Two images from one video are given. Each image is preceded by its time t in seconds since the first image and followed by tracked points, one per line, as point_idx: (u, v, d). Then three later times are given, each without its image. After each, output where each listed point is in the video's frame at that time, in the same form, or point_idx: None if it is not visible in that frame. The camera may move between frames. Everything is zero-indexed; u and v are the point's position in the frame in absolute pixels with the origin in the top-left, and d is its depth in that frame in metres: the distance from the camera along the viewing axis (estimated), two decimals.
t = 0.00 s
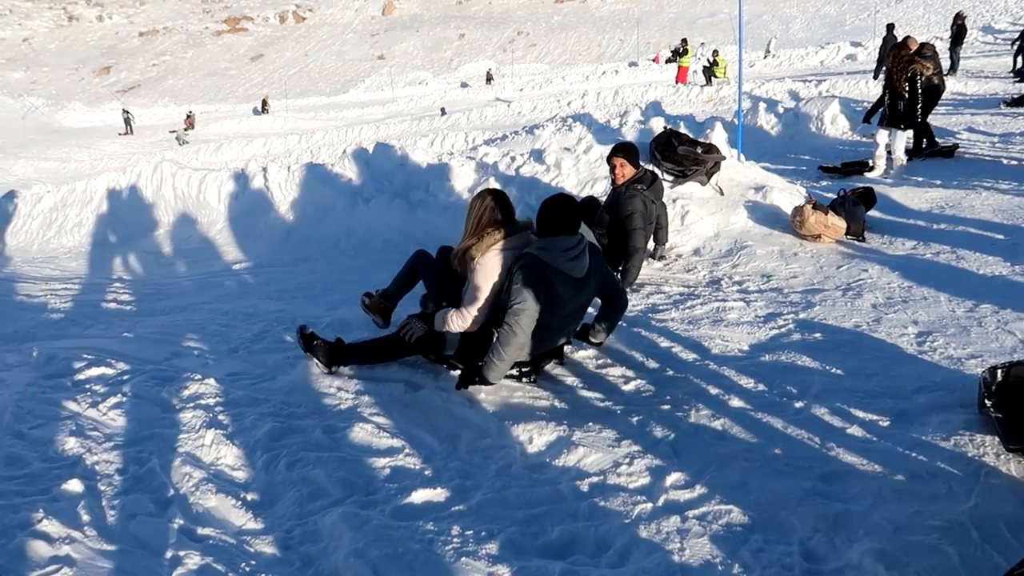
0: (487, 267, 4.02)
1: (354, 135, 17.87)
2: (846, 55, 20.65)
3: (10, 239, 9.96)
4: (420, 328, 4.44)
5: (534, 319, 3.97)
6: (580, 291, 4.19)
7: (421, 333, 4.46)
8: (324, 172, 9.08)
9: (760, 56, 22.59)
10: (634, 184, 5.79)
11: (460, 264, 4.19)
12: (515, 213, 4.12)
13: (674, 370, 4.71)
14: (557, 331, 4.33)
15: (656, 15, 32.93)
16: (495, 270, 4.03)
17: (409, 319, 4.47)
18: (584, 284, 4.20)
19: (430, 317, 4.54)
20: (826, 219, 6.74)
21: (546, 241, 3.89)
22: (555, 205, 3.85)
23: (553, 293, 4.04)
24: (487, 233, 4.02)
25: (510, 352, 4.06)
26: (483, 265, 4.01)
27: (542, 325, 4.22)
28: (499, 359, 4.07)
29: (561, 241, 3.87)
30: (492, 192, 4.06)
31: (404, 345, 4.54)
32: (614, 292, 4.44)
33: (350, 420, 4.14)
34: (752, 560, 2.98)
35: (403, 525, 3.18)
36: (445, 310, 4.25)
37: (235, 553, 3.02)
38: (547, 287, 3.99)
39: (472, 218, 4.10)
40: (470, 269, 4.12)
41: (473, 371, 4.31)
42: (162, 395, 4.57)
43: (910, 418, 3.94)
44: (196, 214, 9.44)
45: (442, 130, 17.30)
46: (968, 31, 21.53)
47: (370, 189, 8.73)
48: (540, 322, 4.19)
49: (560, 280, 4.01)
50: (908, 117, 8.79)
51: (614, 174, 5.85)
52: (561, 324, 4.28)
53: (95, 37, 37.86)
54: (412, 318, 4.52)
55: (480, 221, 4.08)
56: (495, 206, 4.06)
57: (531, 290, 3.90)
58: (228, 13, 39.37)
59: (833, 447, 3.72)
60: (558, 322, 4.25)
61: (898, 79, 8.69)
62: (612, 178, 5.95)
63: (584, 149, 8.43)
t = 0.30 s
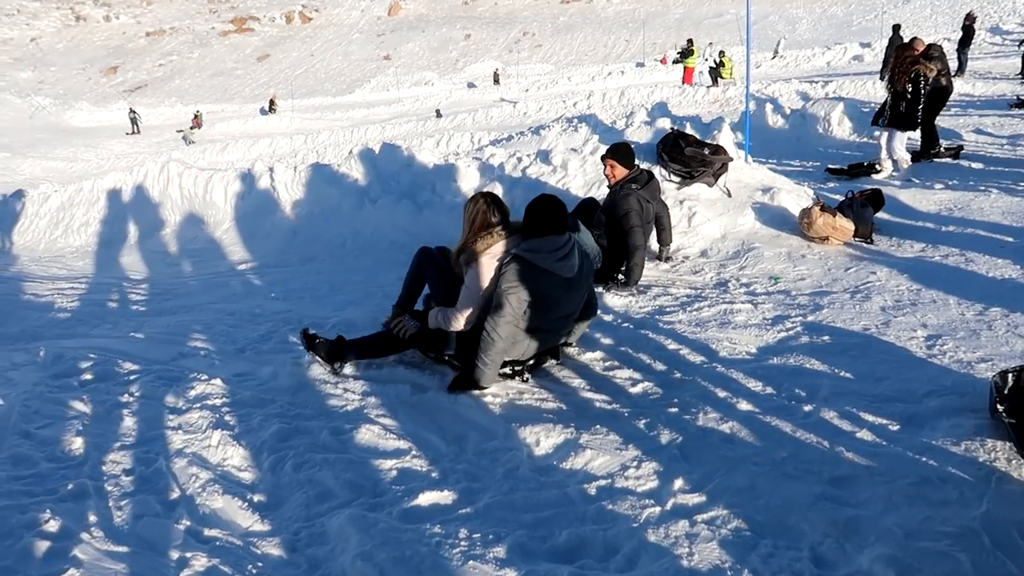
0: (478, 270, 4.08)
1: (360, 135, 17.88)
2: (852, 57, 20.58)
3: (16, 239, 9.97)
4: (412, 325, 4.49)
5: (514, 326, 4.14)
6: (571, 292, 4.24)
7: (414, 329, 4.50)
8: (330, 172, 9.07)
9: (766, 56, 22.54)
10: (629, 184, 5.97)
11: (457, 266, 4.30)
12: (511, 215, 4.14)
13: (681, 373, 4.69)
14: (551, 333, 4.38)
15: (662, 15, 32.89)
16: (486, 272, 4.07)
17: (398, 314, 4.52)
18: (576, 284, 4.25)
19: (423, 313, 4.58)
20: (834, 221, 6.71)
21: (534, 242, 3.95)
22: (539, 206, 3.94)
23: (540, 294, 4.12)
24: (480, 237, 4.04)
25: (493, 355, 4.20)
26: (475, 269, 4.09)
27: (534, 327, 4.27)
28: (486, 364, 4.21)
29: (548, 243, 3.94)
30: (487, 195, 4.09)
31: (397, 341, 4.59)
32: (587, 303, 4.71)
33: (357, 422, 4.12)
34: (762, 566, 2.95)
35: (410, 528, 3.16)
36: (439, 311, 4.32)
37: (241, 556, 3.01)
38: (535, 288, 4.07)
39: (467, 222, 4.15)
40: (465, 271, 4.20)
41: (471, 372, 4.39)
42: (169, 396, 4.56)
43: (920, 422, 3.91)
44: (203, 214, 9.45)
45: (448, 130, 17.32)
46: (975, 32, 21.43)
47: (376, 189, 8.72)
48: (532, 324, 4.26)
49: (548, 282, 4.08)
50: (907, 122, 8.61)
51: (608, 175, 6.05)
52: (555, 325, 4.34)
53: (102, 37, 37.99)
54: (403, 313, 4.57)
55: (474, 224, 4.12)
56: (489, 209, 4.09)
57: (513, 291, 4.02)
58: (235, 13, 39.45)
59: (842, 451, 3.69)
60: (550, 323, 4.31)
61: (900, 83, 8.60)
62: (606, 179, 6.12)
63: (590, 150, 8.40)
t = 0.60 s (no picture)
0: (481, 265, 4.09)
1: (369, 135, 17.88)
2: (863, 58, 20.48)
3: (27, 237, 10.01)
4: (413, 311, 4.51)
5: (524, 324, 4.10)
6: (570, 291, 4.25)
7: (415, 315, 4.53)
8: (341, 173, 9.07)
9: (777, 58, 22.46)
10: (628, 188, 5.87)
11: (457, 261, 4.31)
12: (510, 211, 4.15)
13: (695, 377, 4.65)
14: (550, 331, 4.40)
15: (672, 16, 32.82)
16: (490, 267, 4.08)
17: (403, 300, 4.54)
18: (576, 283, 4.26)
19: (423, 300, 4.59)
20: (847, 224, 6.67)
21: (535, 241, 3.96)
22: (539, 204, 3.95)
23: (543, 292, 4.12)
24: (482, 233, 4.05)
25: (508, 355, 4.17)
26: (477, 264, 4.09)
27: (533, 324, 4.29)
28: (503, 366, 4.19)
29: (550, 242, 3.96)
30: (488, 190, 4.06)
31: (398, 328, 4.60)
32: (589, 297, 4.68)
33: (369, 424, 4.10)
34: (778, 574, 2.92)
35: (422, 532, 3.14)
36: (440, 300, 4.40)
37: (254, 559, 3.00)
38: (536, 288, 4.07)
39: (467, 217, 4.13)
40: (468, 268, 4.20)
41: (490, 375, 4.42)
42: (180, 397, 4.55)
43: (936, 429, 3.87)
44: (214, 213, 9.46)
45: (457, 131, 17.33)
46: (987, 35, 21.30)
47: (386, 190, 8.71)
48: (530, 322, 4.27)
49: (550, 280, 4.09)
50: (908, 122, 8.58)
51: (606, 178, 5.98)
52: (552, 324, 4.37)
53: (113, 36, 38.19)
54: (405, 300, 4.58)
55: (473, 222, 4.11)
56: (489, 205, 4.08)
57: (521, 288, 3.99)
58: (245, 13, 39.57)
59: (859, 459, 3.65)
60: (548, 322, 4.33)
61: (907, 85, 8.64)
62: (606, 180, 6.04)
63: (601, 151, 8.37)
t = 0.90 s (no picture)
0: (488, 262, 4.16)
1: (382, 136, 17.91)
2: (879, 58, 20.32)
3: (44, 236, 10.09)
4: (419, 295, 4.45)
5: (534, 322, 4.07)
6: (574, 293, 4.23)
7: (421, 301, 4.48)
8: (355, 173, 9.08)
9: (791, 58, 22.32)
10: (635, 191, 5.88)
11: (462, 258, 4.36)
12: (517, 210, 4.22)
13: (711, 381, 4.61)
14: (551, 331, 4.40)
15: (685, 16, 32.69)
16: (498, 265, 4.15)
17: (409, 284, 4.47)
18: (579, 286, 4.23)
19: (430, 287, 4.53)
20: (865, 226, 6.60)
21: (542, 242, 3.95)
22: (551, 207, 3.92)
23: (548, 293, 4.09)
24: (490, 231, 4.12)
25: (521, 353, 4.11)
26: (484, 262, 4.16)
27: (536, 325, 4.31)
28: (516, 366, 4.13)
29: (559, 244, 3.94)
30: (496, 189, 4.12)
31: (403, 313, 4.60)
32: (597, 291, 4.60)
33: (384, 426, 4.09)
34: None
35: (439, 536, 3.12)
36: (447, 292, 4.36)
37: (269, 562, 2.99)
38: (541, 290, 4.06)
39: (474, 215, 4.20)
40: (473, 265, 4.25)
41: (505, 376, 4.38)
42: (196, 398, 4.56)
43: (958, 435, 3.81)
44: (229, 213, 9.50)
45: (470, 131, 17.34)
46: (1005, 34, 21.08)
47: (400, 191, 8.71)
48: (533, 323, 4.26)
49: (557, 281, 4.06)
50: (917, 122, 8.50)
51: (614, 179, 5.97)
52: (554, 325, 4.35)
53: (129, 37, 38.47)
54: (412, 283, 4.51)
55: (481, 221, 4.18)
56: (497, 204, 4.16)
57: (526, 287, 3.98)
58: (259, 14, 39.75)
59: (880, 465, 3.60)
60: (549, 322, 4.32)
61: (920, 85, 8.58)
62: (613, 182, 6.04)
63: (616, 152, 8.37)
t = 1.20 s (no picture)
0: (491, 259, 4.15)
1: (394, 135, 17.93)
2: (893, 55, 20.13)
3: (60, 236, 10.17)
4: (422, 285, 4.50)
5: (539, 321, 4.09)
6: (573, 290, 4.25)
7: (423, 291, 4.52)
8: (367, 173, 9.09)
9: (805, 55, 22.16)
10: (639, 190, 5.95)
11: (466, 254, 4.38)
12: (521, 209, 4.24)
13: (727, 381, 4.57)
14: (551, 328, 4.42)
15: (697, 13, 32.52)
16: (500, 262, 4.15)
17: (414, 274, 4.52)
18: (578, 283, 4.25)
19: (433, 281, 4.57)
20: (880, 225, 6.54)
21: (544, 240, 3.97)
22: (556, 206, 3.92)
23: (548, 291, 4.10)
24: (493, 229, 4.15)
25: (530, 347, 4.11)
26: (488, 258, 4.16)
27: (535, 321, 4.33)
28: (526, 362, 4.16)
29: (560, 243, 3.96)
30: (502, 188, 4.14)
31: (406, 305, 4.65)
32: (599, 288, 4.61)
33: (398, 427, 4.09)
34: None
35: (454, 538, 3.12)
36: (450, 285, 4.42)
37: (284, 562, 2.99)
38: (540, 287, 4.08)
39: (480, 214, 4.22)
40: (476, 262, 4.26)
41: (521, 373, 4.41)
42: (211, 398, 4.58)
43: (978, 437, 3.76)
44: (242, 213, 9.53)
45: (482, 130, 17.35)
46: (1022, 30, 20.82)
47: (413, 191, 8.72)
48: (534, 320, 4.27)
49: (557, 280, 4.08)
50: (929, 119, 8.43)
51: (619, 179, 6.05)
52: (553, 322, 4.36)
53: (143, 38, 38.72)
54: (415, 274, 4.54)
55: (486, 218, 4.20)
56: (502, 203, 4.19)
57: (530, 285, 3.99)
58: (272, 14, 39.91)
59: (898, 466, 3.56)
60: (550, 319, 4.34)
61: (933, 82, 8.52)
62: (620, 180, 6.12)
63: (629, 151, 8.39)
